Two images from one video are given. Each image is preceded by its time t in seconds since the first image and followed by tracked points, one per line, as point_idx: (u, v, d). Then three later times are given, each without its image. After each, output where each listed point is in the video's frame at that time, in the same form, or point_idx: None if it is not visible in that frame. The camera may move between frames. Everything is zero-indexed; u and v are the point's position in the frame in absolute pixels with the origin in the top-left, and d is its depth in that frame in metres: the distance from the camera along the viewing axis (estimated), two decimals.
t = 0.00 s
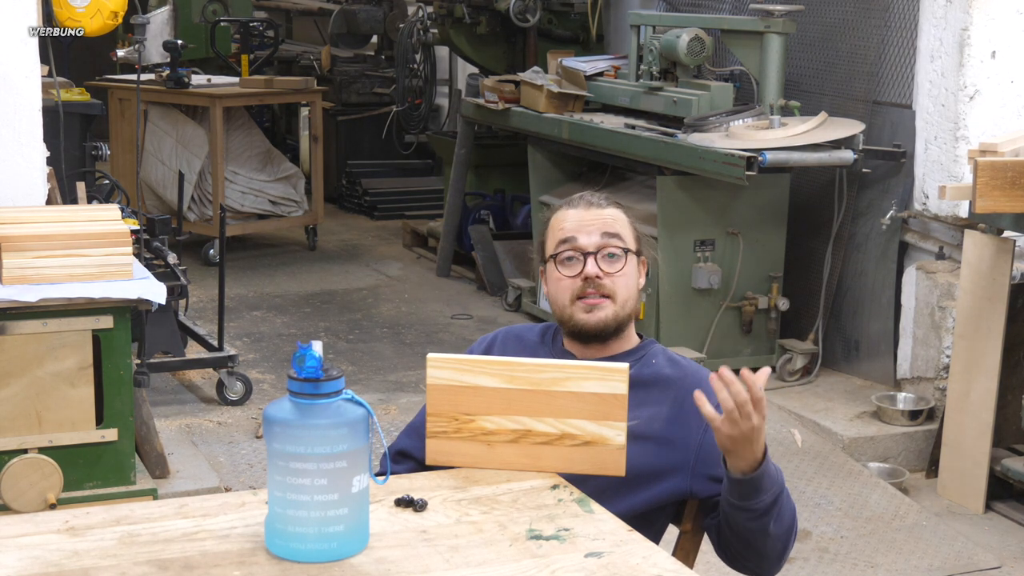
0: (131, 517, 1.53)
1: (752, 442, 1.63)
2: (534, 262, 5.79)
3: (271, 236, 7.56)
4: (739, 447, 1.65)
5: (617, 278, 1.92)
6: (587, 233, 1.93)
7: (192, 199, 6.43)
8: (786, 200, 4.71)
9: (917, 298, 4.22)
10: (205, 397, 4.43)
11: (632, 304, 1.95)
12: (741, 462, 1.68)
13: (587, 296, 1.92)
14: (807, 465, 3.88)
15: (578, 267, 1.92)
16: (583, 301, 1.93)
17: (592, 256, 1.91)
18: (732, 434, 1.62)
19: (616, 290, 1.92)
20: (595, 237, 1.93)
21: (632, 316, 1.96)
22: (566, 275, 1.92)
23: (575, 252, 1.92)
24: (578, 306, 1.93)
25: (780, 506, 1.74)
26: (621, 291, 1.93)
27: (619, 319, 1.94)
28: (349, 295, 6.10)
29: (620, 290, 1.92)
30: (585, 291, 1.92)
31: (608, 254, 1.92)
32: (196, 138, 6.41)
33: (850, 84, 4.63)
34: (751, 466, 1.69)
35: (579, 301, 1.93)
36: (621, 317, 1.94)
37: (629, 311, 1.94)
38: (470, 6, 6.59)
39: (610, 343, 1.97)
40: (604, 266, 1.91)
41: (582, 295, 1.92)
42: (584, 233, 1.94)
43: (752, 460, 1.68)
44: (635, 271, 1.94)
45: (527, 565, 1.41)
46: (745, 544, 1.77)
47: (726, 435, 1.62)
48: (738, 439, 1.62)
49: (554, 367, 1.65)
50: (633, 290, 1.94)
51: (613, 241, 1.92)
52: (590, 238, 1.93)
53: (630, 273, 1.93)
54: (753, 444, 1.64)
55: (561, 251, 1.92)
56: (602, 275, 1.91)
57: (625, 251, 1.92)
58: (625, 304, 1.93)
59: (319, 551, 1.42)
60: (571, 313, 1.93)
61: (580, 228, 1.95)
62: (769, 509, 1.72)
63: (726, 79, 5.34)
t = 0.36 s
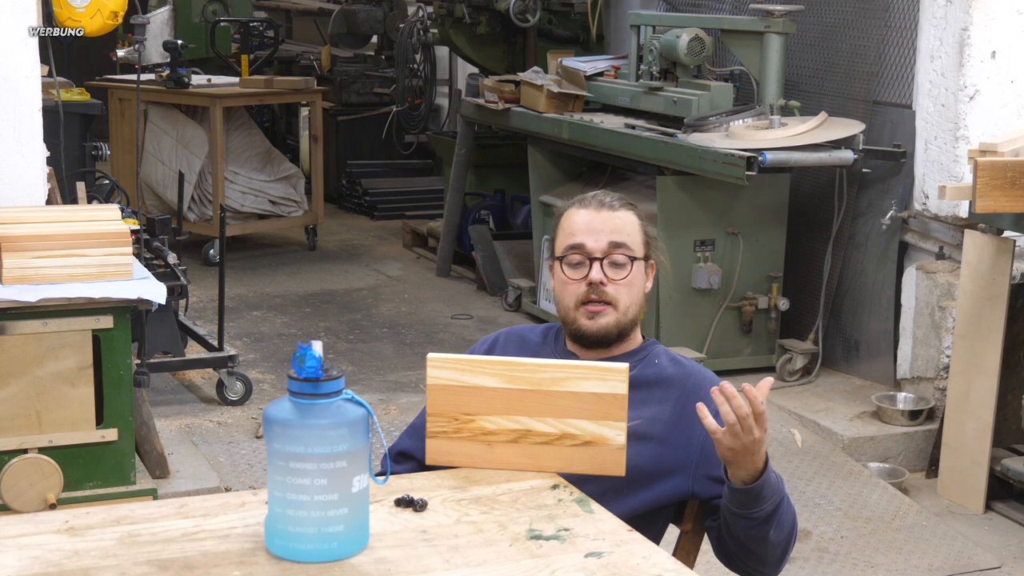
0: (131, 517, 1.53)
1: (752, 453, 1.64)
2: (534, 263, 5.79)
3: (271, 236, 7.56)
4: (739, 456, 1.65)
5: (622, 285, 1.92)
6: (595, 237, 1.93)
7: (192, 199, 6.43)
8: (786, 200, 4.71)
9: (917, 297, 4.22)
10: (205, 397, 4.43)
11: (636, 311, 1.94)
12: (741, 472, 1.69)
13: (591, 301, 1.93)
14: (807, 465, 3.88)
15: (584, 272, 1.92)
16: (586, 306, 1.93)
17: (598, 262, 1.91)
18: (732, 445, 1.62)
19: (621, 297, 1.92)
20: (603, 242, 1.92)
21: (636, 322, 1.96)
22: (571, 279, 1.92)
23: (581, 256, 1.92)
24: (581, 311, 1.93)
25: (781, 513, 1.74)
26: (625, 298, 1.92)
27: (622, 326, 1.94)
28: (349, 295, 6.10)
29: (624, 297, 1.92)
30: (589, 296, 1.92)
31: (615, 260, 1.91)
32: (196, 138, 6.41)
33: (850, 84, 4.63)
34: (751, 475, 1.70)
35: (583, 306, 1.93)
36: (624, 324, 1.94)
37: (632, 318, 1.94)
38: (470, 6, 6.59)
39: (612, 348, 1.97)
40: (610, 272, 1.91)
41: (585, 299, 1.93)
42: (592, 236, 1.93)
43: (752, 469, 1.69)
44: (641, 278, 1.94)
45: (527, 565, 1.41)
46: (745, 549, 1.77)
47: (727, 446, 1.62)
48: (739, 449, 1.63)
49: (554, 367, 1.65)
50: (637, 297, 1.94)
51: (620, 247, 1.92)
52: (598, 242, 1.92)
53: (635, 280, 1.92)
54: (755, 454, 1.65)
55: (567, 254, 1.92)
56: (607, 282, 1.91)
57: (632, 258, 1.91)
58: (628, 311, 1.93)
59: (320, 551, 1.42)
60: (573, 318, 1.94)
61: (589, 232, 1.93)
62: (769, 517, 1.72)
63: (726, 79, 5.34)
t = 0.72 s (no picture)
0: (131, 517, 1.53)
1: (749, 456, 1.64)
2: (534, 263, 5.79)
3: (271, 236, 7.56)
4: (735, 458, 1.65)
5: (626, 286, 1.92)
6: (600, 238, 1.93)
7: (192, 199, 6.43)
8: (786, 200, 4.71)
9: (917, 298, 4.22)
10: (205, 397, 4.43)
11: (639, 312, 1.94)
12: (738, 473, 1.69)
13: (594, 302, 1.93)
14: (807, 465, 3.88)
15: (588, 273, 1.92)
16: (590, 307, 1.93)
17: (603, 263, 1.91)
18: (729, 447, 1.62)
19: (624, 297, 1.92)
20: (608, 243, 1.92)
21: (639, 323, 1.96)
22: (575, 280, 1.92)
23: (586, 256, 1.92)
24: (584, 311, 1.93)
25: (779, 515, 1.74)
26: (628, 300, 1.92)
27: (625, 327, 1.94)
28: (349, 295, 6.10)
29: (627, 298, 1.92)
30: (593, 296, 1.92)
31: (619, 261, 1.91)
32: (196, 138, 6.41)
33: (850, 84, 4.63)
34: (748, 477, 1.70)
35: (586, 306, 1.93)
36: (628, 324, 1.94)
37: (635, 319, 1.94)
38: (470, 6, 6.59)
39: (615, 348, 1.97)
40: (614, 273, 1.91)
41: (589, 300, 1.92)
42: (597, 237, 1.93)
43: (749, 471, 1.68)
44: (645, 280, 1.94)
45: (527, 565, 1.41)
46: (742, 550, 1.77)
47: (723, 449, 1.62)
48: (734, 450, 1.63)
49: (554, 367, 1.65)
50: (640, 298, 1.94)
51: (625, 248, 1.92)
52: (602, 243, 1.92)
53: (638, 282, 1.93)
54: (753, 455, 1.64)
55: (572, 255, 1.92)
56: (611, 282, 1.91)
57: (636, 260, 1.91)
58: (630, 312, 1.93)
59: (320, 551, 1.42)
60: (577, 319, 1.94)
61: (593, 232, 1.94)
62: (767, 520, 1.72)
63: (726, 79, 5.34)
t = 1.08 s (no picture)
0: (131, 517, 1.53)
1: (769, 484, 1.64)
2: (534, 263, 5.79)
3: (271, 236, 7.56)
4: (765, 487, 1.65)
5: (610, 283, 1.92)
6: (582, 237, 1.92)
7: (192, 199, 6.44)
8: (786, 200, 4.71)
9: (917, 298, 4.22)
10: (205, 397, 4.43)
11: (627, 309, 1.94)
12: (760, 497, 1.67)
13: (580, 301, 1.93)
14: (807, 465, 3.88)
15: (572, 272, 1.92)
16: (576, 307, 1.93)
17: (585, 262, 1.91)
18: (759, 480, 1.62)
19: (610, 295, 1.92)
20: (590, 241, 1.92)
21: (628, 320, 1.95)
22: (559, 280, 1.93)
23: (568, 256, 1.92)
24: (571, 310, 1.94)
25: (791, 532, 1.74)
26: (615, 297, 1.92)
27: (613, 325, 1.93)
28: (349, 295, 6.10)
29: (613, 296, 1.92)
30: (578, 296, 1.92)
31: (602, 259, 1.91)
32: (196, 138, 6.42)
33: (850, 84, 4.63)
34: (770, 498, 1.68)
35: (572, 306, 1.93)
36: (615, 322, 1.93)
37: (623, 316, 1.94)
38: (470, 6, 6.58)
39: (607, 347, 1.97)
40: (597, 271, 1.91)
41: (574, 300, 1.93)
42: (579, 236, 1.93)
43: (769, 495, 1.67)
44: (631, 277, 1.93)
45: (527, 565, 1.41)
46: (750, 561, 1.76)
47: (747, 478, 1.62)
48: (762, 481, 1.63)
49: (554, 367, 1.65)
50: (628, 295, 1.94)
51: (607, 246, 1.91)
52: (584, 242, 1.92)
53: (624, 279, 1.92)
54: (774, 479, 1.63)
55: (555, 255, 1.93)
56: (594, 281, 1.91)
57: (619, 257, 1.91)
58: (618, 310, 1.93)
59: (319, 551, 1.42)
60: (564, 319, 1.94)
61: (576, 231, 1.93)
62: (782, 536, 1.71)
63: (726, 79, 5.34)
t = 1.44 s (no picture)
0: (131, 517, 1.53)
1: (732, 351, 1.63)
2: (534, 263, 5.79)
3: (271, 236, 7.56)
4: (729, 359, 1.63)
5: (612, 278, 1.91)
6: (582, 233, 1.93)
7: (192, 199, 6.44)
8: (786, 199, 4.71)
9: (918, 298, 4.21)
10: (205, 397, 4.43)
11: (628, 304, 1.94)
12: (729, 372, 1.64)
13: (581, 296, 1.92)
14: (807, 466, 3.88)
15: (572, 268, 1.92)
16: (578, 302, 1.93)
17: (586, 257, 1.91)
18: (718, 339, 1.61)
19: (612, 290, 1.92)
20: (590, 237, 1.92)
21: (630, 316, 1.95)
22: (560, 276, 1.92)
23: (569, 252, 1.92)
24: (572, 307, 1.93)
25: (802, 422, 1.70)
26: (616, 293, 1.92)
27: (614, 320, 1.93)
28: (349, 295, 6.10)
29: (615, 291, 1.92)
30: (579, 292, 1.92)
31: (603, 254, 1.91)
32: (196, 138, 6.41)
33: (850, 84, 4.63)
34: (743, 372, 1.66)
35: (573, 302, 1.93)
36: (617, 317, 1.93)
37: (625, 312, 1.94)
38: (470, 6, 6.58)
39: (608, 343, 1.97)
40: (599, 266, 1.91)
41: (575, 295, 1.92)
42: (579, 232, 1.94)
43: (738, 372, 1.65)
44: (632, 272, 1.93)
45: (527, 565, 1.41)
46: (795, 483, 1.72)
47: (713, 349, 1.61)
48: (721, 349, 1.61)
49: (554, 367, 1.64)
50: (629, 291, 1.93)
51: (608, 241, 1.92)
52: (585, 237, 1.92)
53: (625, 274, 1.92)
54: (736, 357, 1.63)
55: (555, 251, 1.92)
56: (596, 276, 1.91)
57: (620, 251, 1.91)
58: (620, 305, 1.93)
59: (319, 551, 1.42)
60: (566, 315, 1.93)
61: (575, 228, 1.94)
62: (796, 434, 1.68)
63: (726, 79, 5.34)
